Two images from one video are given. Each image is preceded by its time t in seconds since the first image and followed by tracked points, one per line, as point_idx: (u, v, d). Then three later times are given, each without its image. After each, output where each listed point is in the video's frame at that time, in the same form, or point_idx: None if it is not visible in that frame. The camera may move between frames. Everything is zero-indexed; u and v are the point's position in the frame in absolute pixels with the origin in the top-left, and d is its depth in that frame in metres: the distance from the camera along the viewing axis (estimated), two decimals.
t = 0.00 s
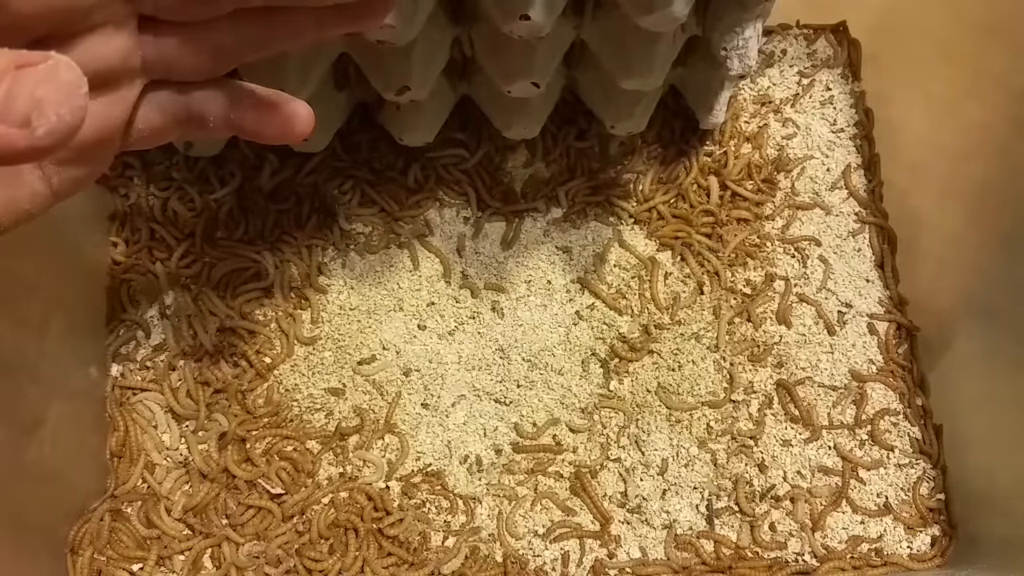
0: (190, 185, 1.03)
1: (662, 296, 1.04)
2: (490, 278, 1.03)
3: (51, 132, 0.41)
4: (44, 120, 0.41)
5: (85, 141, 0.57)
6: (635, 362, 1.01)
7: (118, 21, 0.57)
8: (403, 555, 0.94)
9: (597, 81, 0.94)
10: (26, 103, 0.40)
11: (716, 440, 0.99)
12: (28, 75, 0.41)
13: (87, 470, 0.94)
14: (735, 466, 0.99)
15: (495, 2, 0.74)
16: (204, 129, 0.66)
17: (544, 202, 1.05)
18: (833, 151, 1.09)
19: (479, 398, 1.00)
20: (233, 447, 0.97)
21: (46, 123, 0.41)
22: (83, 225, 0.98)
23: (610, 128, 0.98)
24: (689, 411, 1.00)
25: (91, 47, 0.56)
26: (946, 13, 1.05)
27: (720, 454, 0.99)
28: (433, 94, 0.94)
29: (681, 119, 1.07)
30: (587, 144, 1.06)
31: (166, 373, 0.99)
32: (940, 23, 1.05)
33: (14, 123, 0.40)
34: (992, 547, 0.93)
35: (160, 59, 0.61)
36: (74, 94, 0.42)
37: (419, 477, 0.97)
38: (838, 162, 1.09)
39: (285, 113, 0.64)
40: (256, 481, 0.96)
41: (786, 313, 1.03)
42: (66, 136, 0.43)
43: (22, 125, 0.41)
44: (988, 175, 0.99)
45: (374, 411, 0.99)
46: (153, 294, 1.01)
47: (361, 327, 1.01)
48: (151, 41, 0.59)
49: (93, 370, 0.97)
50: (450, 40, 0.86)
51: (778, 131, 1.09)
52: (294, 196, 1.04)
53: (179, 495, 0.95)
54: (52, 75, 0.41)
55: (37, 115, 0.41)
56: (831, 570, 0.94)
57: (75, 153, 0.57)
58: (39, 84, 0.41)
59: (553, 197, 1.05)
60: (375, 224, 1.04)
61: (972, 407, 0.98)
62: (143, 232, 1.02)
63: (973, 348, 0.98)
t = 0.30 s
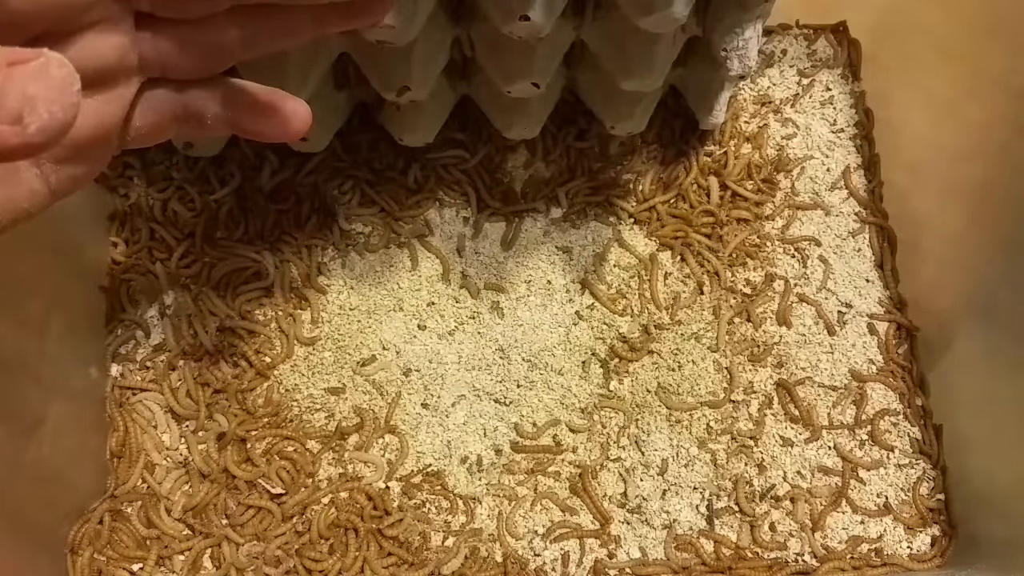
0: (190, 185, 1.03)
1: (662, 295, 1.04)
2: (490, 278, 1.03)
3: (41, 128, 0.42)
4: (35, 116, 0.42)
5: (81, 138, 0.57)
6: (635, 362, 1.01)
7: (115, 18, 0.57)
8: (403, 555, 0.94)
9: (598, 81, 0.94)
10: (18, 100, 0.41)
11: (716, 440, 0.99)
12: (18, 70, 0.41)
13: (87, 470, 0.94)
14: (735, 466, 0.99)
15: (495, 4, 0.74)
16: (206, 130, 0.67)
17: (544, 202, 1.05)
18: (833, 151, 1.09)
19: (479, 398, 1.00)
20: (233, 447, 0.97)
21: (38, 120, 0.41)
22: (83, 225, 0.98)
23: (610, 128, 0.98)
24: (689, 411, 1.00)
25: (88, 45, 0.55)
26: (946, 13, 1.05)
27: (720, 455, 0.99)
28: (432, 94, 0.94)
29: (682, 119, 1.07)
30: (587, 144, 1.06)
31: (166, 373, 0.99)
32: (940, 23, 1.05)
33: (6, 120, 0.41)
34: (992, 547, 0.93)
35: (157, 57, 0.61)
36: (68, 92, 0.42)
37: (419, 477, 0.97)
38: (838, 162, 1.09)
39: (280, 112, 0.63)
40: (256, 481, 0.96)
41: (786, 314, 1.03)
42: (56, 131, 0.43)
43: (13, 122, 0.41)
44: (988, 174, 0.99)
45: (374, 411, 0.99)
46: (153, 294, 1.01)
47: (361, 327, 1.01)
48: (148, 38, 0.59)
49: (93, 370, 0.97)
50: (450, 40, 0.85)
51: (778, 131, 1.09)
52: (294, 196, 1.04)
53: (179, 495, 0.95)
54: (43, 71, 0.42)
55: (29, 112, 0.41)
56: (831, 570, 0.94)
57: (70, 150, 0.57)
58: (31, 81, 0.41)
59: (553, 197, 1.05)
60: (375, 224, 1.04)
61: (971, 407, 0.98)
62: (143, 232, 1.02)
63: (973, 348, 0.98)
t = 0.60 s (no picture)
0: (190, 185, 1.03)
1: (662, 295, 1.04)
2: (490, 278, 1.03)
3: (44, 126, 0.42)
4: (37, 114, 0.41)
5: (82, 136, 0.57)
6: (635, 362, 1.01)
7: (114, 18, 0.57)
8: (403, 555, 0.94)
9: (597, 80, 0.94)
10: (21, 98, 0.41)
11: (716, 440, 0.99)
12: (22, 70, 0.42)
13: (87, 470, 0.94)
14: (734, 466, 0.99)
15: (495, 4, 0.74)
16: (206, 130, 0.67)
17: (544, 202, 1.05)
18: (833, 151, 1.09)
19: (479, 398, 1.00)
20: (233, 447, 0.97)
21: (40, 118, 0.41)
22: (83, 225, 0.98)
23: (610, 128, 0.98)
24: (689, 411, 1.00)
25: (90, 44, 0.55)
26: (946, 13, 1.05)
27: (720, 454, 0.99)
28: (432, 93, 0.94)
29: (682, 118, 1.07)
30: (587, 144, 1.06)
31: (166, 373, 0.99)
32: (940, 23, 1.05)
33: (9, 117, 0.41)
34: (992, 547, 0.93)
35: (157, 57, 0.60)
36: (69, 90, 0.42)
37: (419, 477, 0.97)
38: (838, 163, 1.09)
39: (282, 115, 0.64)
40: (256, 481, 0.96)
41: (786, 314, 1.03)
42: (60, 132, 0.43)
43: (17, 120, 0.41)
44: (988, 173, 0.99)
45: (374, 410, 0.99)
46: (153, 294, 1.01)
47: (361, 327, 1.01)
48: (148, 37, 0.59)
49: (93, 370, 0.97)
50: (450, 40, 0.85)
51: (778, 131, 1.09)
52: (294, 196, 1.04)
53: (179, 495, 0.95)
54: (46, 70, 0.42)
55: (31, 110, 0.41)
56: (831, 570, 0.94)
57: (72, 149, 0.57)
58: (33, 79, 0.41)
59: (553, 198, 1.05)
60: (375, 224, 1.04)
61: (971, 407, 0.99)
62: (143, 232, 1.02)
63: (973, 348, 0.98)
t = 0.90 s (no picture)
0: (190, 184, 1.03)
1: (662, 295, 1.04)
2: (490, 279, 1.03)
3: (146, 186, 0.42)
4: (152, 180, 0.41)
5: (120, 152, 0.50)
6: (635, 362, 1.01)
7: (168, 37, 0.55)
8: (403, 555, 0.94)
9: (598, 79, 0.94)
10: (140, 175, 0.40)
11: (716, 440, 0.99)
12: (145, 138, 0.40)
13: (88, 469, 0.94)
14: (735, 466, 0.99)
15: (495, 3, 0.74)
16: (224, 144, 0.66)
17: (544, 202, 1.05)
18: (833, 151, 1.09)
19: (479, 398, 1.00)
20: (233, 447, 0.97)
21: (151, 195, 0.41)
22: (84, 224, 0.98)
23: (610, 127, 0.99)
24: (689, 411, 1.00)
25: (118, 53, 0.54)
26: (946, 13, 1.04)
27: (720, 454, 0.99)
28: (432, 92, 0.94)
29: (682, 118, 1.07)
30: (587, 145, 1.06)
31: (167, 373, 0.99)
32: (939, 23, 1.05)
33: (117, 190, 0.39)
34: (993, 547, 0.93)
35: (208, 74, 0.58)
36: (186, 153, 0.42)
37: (419, 477, 0.97)
38: (838, 162, 1.09)
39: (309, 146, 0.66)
40: (256, 481, 0.96)
41: (785, 314, 1.03)
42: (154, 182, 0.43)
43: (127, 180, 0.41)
44: (990, 173, 0.98)
45: (374, 410, 0.99)
46: (153, 294, 1.01)
47: (361, 327, 1.01)
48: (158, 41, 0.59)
49: (94, 369, 0.97)
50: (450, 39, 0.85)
51: (778, 131, 1.09)
52: (294, 196, 1.04)
53: (179, 495, 0.96)
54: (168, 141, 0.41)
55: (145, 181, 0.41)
56: (831, 570, 0.94)
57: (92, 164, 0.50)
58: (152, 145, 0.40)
59: (553, 198, 1.05)
60: (375, 224, 1.03)
61: (972, 407, 0.99)
62: (144, 232, 1.02)
63: (973, 347, 0.98)
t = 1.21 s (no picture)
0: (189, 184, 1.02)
1: (662, 295, 1.04)
2: (490, 279, 1.03)
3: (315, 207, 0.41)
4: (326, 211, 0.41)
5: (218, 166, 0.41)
6: (635, 362, 1.01)
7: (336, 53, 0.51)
8: (403, 555, 0.94)
9: (598, 85, 0.93)
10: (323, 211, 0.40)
11: (716, 440, 0.99)
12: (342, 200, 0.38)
13: (87, 469, 0.94)
14: (734, 466, 0.99)
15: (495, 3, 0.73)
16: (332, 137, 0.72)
17: (544, 203, 1.04)
18: (833, 151, 1.09)
19: (479, 398, 0.99)
20: (232, 447, 0.97)
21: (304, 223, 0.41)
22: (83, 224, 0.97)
23: (610, 130, 0.98)
24: (689, 411, 1.00)
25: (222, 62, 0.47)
26: (946, 14, 1.05)
27: (720, 454, 0.99)
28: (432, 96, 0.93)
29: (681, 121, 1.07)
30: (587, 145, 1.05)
31: (167, 373, 0.99)
32: (939, 23, 1.05)
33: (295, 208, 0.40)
34: (993, 547, 0.94)
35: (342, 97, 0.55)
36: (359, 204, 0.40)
37: (419, 477, 0.97)
38: (838, 162, 1.09)
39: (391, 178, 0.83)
40: (256, 481, 0.96)
41: (785, 314, 1.03)
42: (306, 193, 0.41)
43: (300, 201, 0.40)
44: (991, 172, 0.99)
45: (374, 410, 0.99)
46: (153, 295, 1.00)
47: (361, 327, 1.01)
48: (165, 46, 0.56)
49: (93, 369, 0.97)
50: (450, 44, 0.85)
51: (778, 131, 1.09)
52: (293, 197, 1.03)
53: (179, 495, 0.96)
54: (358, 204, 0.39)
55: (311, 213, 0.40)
56: (831, 570, 0.95)
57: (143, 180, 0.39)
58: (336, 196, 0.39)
59: (553, 198, 1.05)
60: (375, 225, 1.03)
61: (971, 407, 0.99)
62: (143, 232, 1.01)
63: (973, 347, 0.99)
